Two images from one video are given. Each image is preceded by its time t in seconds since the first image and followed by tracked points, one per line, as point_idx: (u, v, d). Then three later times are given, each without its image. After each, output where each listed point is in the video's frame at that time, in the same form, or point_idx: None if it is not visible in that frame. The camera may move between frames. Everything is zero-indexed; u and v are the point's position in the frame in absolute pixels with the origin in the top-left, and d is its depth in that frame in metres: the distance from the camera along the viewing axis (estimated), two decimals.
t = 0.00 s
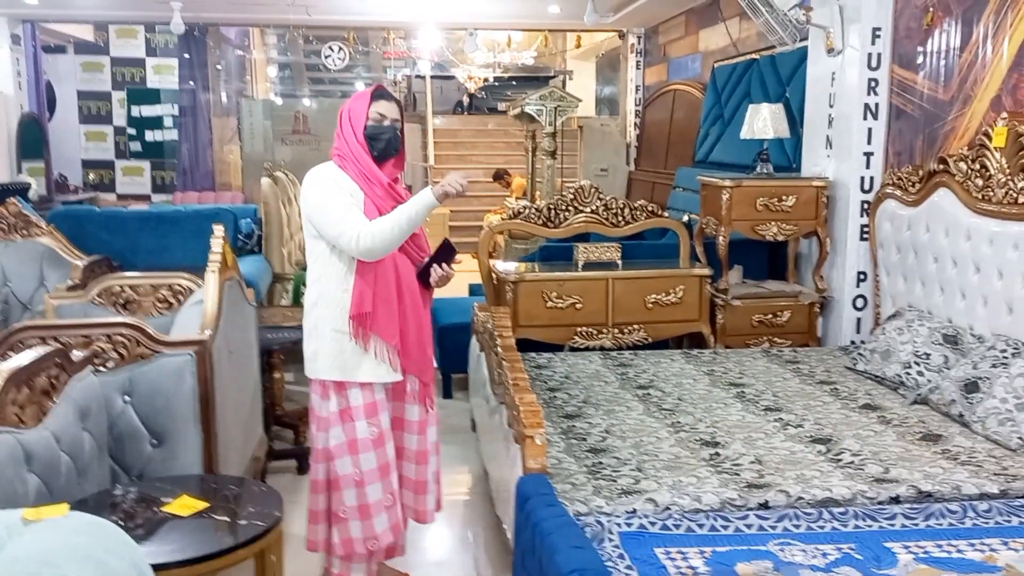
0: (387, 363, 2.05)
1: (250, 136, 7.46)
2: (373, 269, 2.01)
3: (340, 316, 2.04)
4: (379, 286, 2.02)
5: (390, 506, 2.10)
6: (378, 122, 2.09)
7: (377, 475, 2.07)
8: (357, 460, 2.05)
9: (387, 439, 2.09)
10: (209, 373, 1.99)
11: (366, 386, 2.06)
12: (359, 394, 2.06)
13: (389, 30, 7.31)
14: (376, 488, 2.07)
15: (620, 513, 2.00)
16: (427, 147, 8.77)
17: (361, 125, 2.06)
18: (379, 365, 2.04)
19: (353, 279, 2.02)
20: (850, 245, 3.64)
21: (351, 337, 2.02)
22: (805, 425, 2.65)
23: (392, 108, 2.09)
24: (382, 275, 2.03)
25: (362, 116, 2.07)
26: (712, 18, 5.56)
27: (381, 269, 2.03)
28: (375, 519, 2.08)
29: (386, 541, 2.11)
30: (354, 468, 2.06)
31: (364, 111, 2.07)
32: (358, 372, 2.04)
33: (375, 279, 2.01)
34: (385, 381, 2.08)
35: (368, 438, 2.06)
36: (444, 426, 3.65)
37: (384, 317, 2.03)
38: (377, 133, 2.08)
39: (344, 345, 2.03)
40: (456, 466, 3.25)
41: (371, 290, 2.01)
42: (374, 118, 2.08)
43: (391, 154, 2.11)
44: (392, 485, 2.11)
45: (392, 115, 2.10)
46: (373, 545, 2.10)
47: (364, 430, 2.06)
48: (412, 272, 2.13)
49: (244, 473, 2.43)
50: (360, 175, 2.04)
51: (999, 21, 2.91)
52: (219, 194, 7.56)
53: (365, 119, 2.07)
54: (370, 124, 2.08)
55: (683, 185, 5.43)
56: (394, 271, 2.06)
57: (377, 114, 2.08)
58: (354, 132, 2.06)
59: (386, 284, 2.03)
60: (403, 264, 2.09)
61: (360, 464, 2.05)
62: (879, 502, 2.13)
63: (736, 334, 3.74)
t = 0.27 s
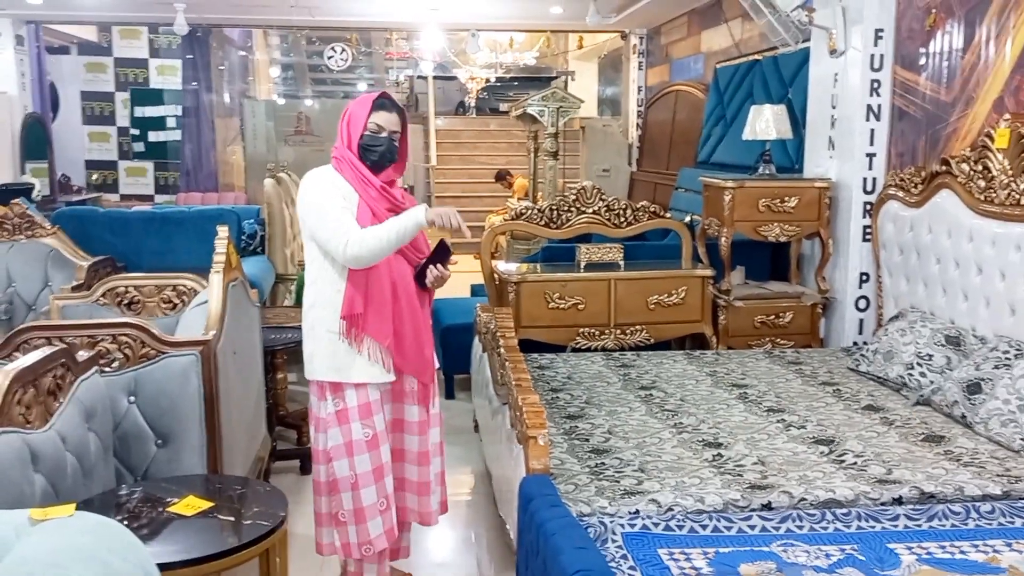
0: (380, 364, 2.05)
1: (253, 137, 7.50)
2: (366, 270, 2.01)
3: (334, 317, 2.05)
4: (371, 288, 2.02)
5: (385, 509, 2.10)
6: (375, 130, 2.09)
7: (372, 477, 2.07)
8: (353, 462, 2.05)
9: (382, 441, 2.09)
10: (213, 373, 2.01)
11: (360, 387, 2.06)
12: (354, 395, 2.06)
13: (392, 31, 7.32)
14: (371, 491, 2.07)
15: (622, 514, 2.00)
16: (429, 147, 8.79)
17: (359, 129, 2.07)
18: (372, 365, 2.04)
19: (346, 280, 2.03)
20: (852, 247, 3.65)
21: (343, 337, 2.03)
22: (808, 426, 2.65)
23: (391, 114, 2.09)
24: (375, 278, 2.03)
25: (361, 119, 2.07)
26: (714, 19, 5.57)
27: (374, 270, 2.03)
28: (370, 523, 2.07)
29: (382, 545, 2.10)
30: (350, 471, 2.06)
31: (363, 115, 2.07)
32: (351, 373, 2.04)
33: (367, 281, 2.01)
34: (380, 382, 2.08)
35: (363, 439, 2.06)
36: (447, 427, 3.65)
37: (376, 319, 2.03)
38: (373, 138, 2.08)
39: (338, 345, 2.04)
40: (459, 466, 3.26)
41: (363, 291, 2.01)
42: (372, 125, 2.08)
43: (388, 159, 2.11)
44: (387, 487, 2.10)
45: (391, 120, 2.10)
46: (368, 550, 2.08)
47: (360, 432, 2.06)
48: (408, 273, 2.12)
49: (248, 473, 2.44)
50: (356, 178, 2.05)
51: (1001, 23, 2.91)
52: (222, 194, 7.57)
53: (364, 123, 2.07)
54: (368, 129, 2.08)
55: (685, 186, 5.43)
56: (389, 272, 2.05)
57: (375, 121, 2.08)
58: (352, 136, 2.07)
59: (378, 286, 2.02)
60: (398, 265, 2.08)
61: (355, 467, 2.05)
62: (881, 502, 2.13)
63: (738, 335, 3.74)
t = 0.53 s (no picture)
0: (378, 366, 2.06)
1: (258, 139, 7.45)
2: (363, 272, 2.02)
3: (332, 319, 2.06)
4: (368, 292, 2.02)
5: (383, 509, 2.10)
6: (373, 129, 2.09)
7: (369, 478, 2.07)
8: (349, 462, 2.06)
9: (379, 442, 2.09)
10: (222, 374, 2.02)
11: (357, 388, 2.06)
12: (352, 396, 2.06)
13: (397, 33, 7.33)
14: (367, 492, 2.06)
15: (629, 514, 2.01)
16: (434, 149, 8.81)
17: (357, 130, 2.07)
18: (369, 368, 2.05)
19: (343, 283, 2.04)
20: (858, 248, 3.65)
21: (340, 339, 2.04)
22: (814, 427, 2.65)
23: (391, 114, 2.09)
24: (372, 281, 2.03)
25: (359, 121, 2.07)
26: (720, 20, 5.57)
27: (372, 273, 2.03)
28: (366, 522, 2.07)
29: (379, 545, 2.10)
30: (346, 471, 2.06)
31: (361, 117, 2.08)
32: (349, 376, 2.04)
33: (364, 285, 2.02)
34: (377, 384, 2.08)
35: (359, 440, 2.06)
36: (453, 428, 3.66)
37: (373, 321, 2.03)
38: (371, 139, 2.08)
39: (335, 346, 2.05)
40: (465, 467, 3.27)
41: (361, 293, 2.02)
42: (370, 124, 2.09)
43: (388, 158, 2.11)
44: (385, 488, 2.10)
45: (390, 120, 2.10)
46: (365, 550, 2.09)
47: (356, 432, 2.06)
48: (409, 275, 2.12)
49: (256, 473, 2.45)
50: (356, 181, 2.06)
51: (1008, 25, 2.91)
52: (229, 196, 7.60)
53: (361, 124, 2.08)
54: (367, 130, 2.08)
55: (691, 187, 5.43)
56: (386, 273, 2.06)
57: (372, 120, 2.09)
58: (351, 138, 2.07)
59: (376, 290, 2.03)
60: (397, 267, 2.09)
61: (351, 467, 2.05)
62: (888, 503, 2.13)
63: (744, 337, 3.74)
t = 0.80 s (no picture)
0: (374, 369, 2.06)
1: (264, 141, 7.58)
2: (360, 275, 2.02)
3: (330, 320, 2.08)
4: (364, 295, 2.03)
5: (380, 510, 2.11)
6: (374, 130, 2.09)
7: (366, 479, 2.08)
8: (348, 463, 2.07)
9: (376, 444, 2.09)
10: (230, 374, 2.03)
11: (355, 391, 2.07)
12: (350, 398, 2.07)
13: (403, 35, 7.34)
14: (364, 492, 2.08)
15: (635, 515, 2.01)
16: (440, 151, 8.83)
17: (358, 132, 2.07)
18: (365, 371, 2.05)
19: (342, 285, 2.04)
20: (865, 249, 3.65)
21: (337, 341, 2.05)
22: (820, 428, 2.65)
23: (392, 114, 2.09)
24: (370, 284, 2.03)
25: (360, 123, 2.08)
26: (726, 22, 5.57)
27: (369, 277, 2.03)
28: (364, 522, 2.09)
29: (376, 544, 2.11)
30: (344, 471, 2.07)
31: (362, 118, 2.08)
32: (346, 378, 2.05)
33: (360, 289, 2.02)
34: (373, 387, 2.08)
35: (356, 442, 2.07)
36: (459, 429, 3.66)
37: (368, 324, 2.03)
38: (372, 141, 2.08)
39: (332, 348, 2.06)
40: (471, 468, 3.27)
41: (357, 296, 2.02)
42: (371, 125, 2.09)
43: (389, 158, 2.11)
44: (382, 489, 2.10)
45: (391, 121, 2.10)
46: (362, 548, 2.11)
47: (353, 434, 2.07)
48: (409, 279, 2.11)
49: (263, 473, 2.46)
50: (357, 183, 2.07)
51: (1015, 26, 2.90)
52: (235, 197, 7.62)
53: (362, 126, 2.08)
54: (368, 132, 2.08)
55: (697, 188, 5.43)
56: (384, 276, 2.05)
57: (374, 121, 2.09)
58: (353, 140, 2.08)
59: (372, 293, 2.03)
60: (395, 270, 2.08)
61: (349, 467, 2.07)
62: (895, 505, 2.13)
63: (750, 338, 3.74)
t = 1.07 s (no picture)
0: (379, 367, 2.08)
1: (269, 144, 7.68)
2: (365, 275, 2.03)
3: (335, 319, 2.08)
4: (370, 294, 2.04)
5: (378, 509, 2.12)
6: (375, 131, 2.09)
7: (365, 478, 2.09)
8: (348, 461, 2.08)
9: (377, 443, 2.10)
10: (237, 378, 2.05)
11: (359, 390, 2.08)
12: (354, 397, 2.08)
13: (408, 39, 7.36)
14: (364, 490, 2.09)
15: (641, 519, 2.01)
16: (445, 155, 8.86)
17: (360, 131, 2.08)
18: (371, 369, 2.07)
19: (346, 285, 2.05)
20: (870, 253, 3.65)
21: (343, 340, 2.06)
22: (826, 432, 2.65)
23: (393, 115, 2.08)
24: (376, 283, 2.05)
25: (361, 121, 2.08)
26: (730, 26, 5.58)
27: (374, 276, 2.04)
28: (362, 520, 2.10)
29: (372, 543, 2.12)
30: (346, 469, 2.08)
31: (363, 117, 2.08)
32: (351, 376, 2.06)
33: (365, 288, 2.03)
34: (376, 386, 2.09)
35: (358, 440, 2.08)
36: (464, 432, 3.66)
37: (374, 324, 2.05)
38: (373, 142, 2.08)
39: (337, 347, 2.06)
40: (476, 471, 3.27)
41: (363, 296, 2.03)
42: (372, 126, 2.09)
43: (390, 159, 2.11)
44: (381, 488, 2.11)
45: (392, 122, 2.09)
46: (359, 546, 2.11)
47: (355, 433, 2.08)
48: (413, 278, 2.12)
49: (269, 476, 2.47)
50: (359, 182, 2.09)
51: (1020, 30, 2.91)
52: (240, 201, 7.65)
53: (364, 126, 2.09)
54: (370, 131, 2.09)
55: (701, 192, 5.43)
56: (388, 276, 2.06)
57: (375, 122, 2.08)
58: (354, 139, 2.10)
59: (378, 292, 2.04)
60: (400, 269, 2.09)
61: (351, 465, 2.07)
62: (901, 509, 2.13)
63: (755, 342, 3.74)
